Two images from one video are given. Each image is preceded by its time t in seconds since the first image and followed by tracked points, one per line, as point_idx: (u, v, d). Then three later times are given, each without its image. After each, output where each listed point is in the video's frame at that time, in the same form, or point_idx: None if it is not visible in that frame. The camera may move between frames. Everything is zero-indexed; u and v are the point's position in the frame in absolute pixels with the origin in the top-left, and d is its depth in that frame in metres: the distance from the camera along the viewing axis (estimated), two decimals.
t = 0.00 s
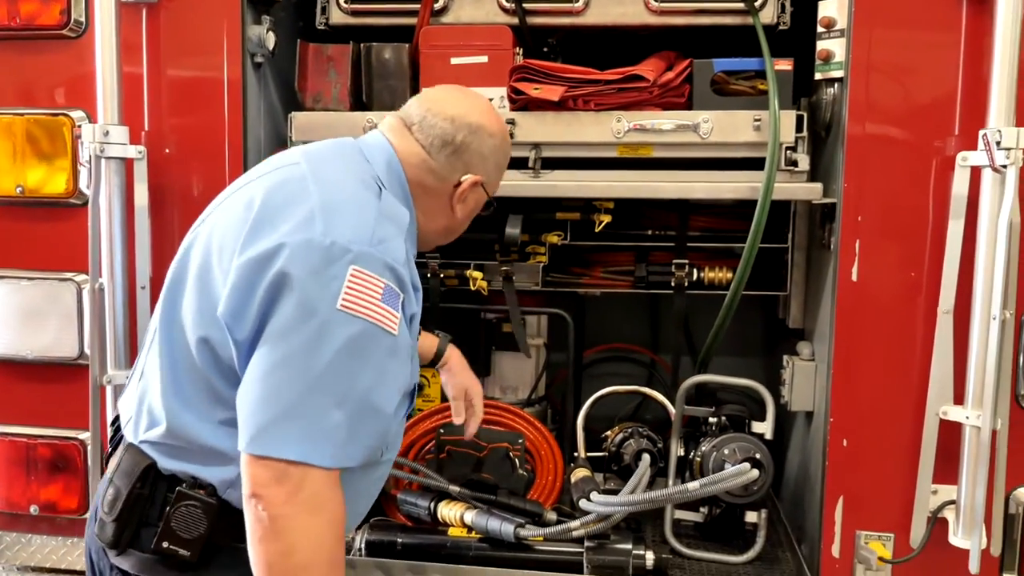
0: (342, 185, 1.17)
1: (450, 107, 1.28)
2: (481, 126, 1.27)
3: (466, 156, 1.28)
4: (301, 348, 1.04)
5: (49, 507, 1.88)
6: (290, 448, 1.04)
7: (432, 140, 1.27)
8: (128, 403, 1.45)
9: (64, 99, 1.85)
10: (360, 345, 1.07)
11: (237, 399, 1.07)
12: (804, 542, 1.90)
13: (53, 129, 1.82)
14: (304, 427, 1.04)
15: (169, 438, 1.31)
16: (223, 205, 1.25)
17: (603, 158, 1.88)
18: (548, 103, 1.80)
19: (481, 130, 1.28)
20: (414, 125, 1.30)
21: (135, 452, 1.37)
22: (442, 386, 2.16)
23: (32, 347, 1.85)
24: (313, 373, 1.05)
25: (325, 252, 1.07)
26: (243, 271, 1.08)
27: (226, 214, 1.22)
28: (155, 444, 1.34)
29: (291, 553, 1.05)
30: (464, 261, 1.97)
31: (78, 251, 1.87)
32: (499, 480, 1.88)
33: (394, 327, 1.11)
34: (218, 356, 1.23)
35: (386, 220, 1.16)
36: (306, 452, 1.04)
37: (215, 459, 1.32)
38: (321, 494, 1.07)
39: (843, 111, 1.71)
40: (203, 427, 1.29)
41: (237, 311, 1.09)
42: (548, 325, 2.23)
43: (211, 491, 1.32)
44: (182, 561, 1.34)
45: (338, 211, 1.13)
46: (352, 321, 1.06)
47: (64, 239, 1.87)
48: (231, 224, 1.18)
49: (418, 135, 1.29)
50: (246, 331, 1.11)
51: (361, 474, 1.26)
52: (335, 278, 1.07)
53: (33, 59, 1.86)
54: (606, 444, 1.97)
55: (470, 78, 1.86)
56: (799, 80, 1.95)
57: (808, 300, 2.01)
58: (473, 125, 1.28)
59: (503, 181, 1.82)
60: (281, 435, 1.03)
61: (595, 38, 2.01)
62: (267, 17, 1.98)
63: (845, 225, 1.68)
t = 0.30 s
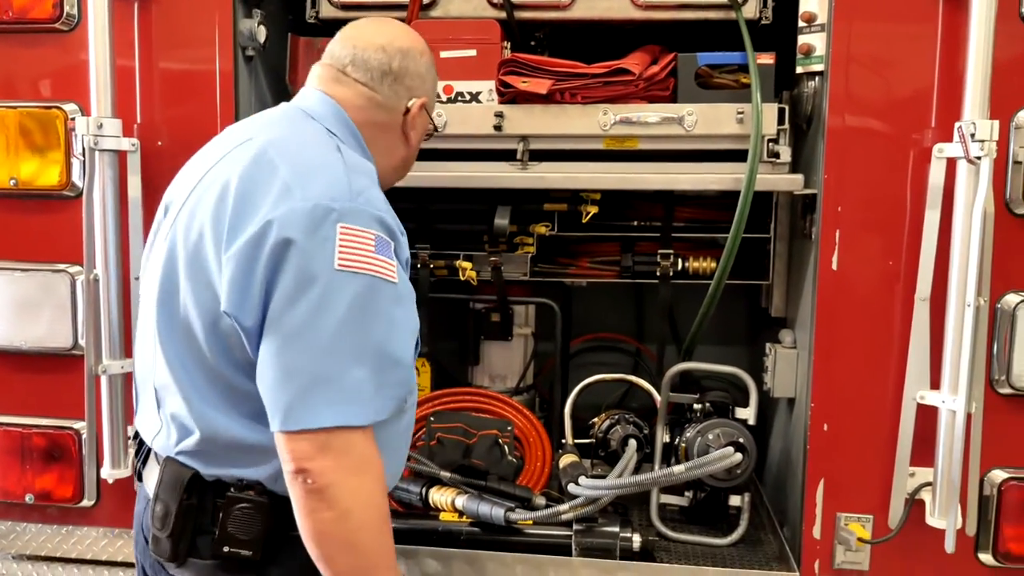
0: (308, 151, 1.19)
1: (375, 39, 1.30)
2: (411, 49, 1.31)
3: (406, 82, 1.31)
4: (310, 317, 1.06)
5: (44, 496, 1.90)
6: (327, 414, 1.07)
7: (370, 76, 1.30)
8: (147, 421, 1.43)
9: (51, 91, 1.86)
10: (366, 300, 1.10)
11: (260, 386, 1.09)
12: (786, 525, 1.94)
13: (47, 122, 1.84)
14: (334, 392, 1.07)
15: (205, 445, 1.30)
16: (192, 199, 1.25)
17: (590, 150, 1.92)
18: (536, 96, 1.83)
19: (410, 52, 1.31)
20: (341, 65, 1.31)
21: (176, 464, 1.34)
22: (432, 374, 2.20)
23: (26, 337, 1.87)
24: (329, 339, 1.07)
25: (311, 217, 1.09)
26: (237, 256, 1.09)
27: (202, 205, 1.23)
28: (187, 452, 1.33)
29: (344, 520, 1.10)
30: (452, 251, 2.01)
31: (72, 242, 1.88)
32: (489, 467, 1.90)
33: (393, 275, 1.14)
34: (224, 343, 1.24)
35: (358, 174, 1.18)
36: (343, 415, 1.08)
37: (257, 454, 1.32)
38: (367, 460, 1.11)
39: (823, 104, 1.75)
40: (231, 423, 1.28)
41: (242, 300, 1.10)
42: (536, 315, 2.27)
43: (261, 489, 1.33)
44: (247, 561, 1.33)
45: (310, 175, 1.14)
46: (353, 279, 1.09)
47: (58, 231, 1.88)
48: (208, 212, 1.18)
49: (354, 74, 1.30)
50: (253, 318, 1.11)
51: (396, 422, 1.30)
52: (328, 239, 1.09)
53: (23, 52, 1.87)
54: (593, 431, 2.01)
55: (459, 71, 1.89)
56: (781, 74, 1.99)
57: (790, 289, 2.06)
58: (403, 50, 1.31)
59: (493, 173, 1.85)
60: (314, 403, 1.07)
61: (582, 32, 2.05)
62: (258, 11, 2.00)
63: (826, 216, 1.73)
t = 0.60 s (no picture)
0: (287, 146, 1.12)
1: None
2: (362, 8, 1.22)
3: (361, 43, 1.22)
4: (323, 327, 1.02)
5: (36, 488, 1.91)
6: (360, 426, 1.03)
7: (324, 42, 1.20)
8: (161, 448, 1.36)
9: (38, 85, 1.87)
10: (377, 298, 1.06)
11: (281, 405, 1.04)
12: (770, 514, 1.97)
13: (36, 117, 1.85)
14: (363, 402, 1.03)
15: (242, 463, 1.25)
16: (166, 214, 1.17)
17: (577, 144, 1.94)
18: (524, 91, 1.86)
19: (360, 9, 1.22)
20: (290, 35, 1.21)
21: (208, 481, 1.28)
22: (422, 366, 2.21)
23: (17, 331, 1.88)
24: (347, 346, 1.03)
25: (309, 219, 1.03)
26: (238, 274, 1.03)
27: (184, 220, 1.15)
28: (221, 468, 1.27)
29: (386, 532, 1.06)
30: (440, 243, 2.03)
31: (63, 236, 1.89)
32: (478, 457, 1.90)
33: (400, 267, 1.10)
34: (227, 359, 1.17)
35: (343, 164, 1.12)
36: (374, 424, 1.04)
37: (296, 470, 1.29)
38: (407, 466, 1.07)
39: (806, 98, 1.78)
40: (254, 442, 1.21)
41: (251, 321, 1.04)
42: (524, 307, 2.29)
43: (301, 496, 1.31)
44: (291, 570, 1.32)
45: (295, 174, 1.08)
46: (361, 278, 1.04)
47: (48, 225, 1.89)
48: (192, 224, 1.11)
49: (305, 43, 1.20)
50: (262, 334, 1.05)
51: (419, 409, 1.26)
52: (328, 239, 1.04)
53: (11, 46, 1.88)
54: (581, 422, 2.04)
55: (446, 66, 1.91)
56: (765, 68, 2.01)
57: (774, 281, 2.08)
58: (353, 9, 1.21)
59: (481, 167, 1.87)
60: (342, 416, 1.02)
61: (568, 26, 2.06)
62: (246, 6, 2.03)
63: (809, 208, 1.75)
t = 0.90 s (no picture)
0: (286, 153, 1.09)
1: None
2: None
3: (360, 34, 1.19)
4: (332, 348, 1.00)
5: (36, 484, 1.91)
6: (374, 449, 1.02)
7: (322, 33, 1.17)
8: (169, 466, 1.34)
9: (34, 80, 1.88)
10: (387, 314, 1.04)
11: (292, 428, 1.03)
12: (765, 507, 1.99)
13: (35, 114, 1.85)
14: (376, 424, 1.02)
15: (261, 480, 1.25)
16: (161, 225, 1.13)
17: (573, 141, 1.95)
18: (519, 88, 1.87)
19: None
20: (287, 27, 1.18)
21: (224, 496, 1.27)
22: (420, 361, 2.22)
23: (16, 327, 1.89)
24: (359, 367, 1.01)
25: (315, 234, 1.01)
26: (243, 293, 1.01)
27: (182, 232, 1.12)
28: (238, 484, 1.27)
29: (401, 561, 1.05)
30: (437, 240, 2.03)
31: (63, 232, 1.90)
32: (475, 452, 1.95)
33: (409, 279, 1.08)
34: (234, 374, 1.15)
35: (346, 170, 1.09)
36: (388, 446, 1.03)
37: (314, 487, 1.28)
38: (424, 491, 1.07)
39: (800, 94, 1.79)
40: (266, 459, 1.19)
41: (259, 343, 1.02)
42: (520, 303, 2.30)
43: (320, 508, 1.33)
44: None
45: (297, 184, 1.05)
46: (369, 293, 1.03)
47: (47, 222, 1.90)
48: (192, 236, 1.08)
49: (303, 33, 1.18)
50: (270, 355, 1.03)
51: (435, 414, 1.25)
52: (335, 253, 1.01)
53: (9, 43, 1.88)
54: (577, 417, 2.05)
55: (443, 63, 1.92)
56: (759, 65, 2.03)
57: (769, 276, 2.10)
58: None
59: (478, 164, 1.88)
60: (355, 439, 1.01)
61: (564, 24, 2.08)
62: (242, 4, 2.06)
63: (803, 204, 1.77)
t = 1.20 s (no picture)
0: (267, 156, 1.05)
1: None
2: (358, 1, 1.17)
3: (357, 37, 1.17)
4: (306, 358, 0.95)
5: (35, 485, 1.92)
6: (349, 466, 0.97)
7: (316, 38, 1.15)
8: (161, 474, 1.33)
9: (33, 79, 1.88)
10: (366, 324, 0.99)
11: (264, 442, 0.98)
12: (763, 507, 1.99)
13: (34, 115, 1.85)
14: (352, 439, 0.97)
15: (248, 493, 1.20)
16: (140, 233, 1.10)
17: (572, 141, 1.95)
18: (518, 88, 1.87)
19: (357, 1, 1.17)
20: (281, 31, 1.16)
21: (211, 510, 1.24)
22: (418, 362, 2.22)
23: (15, 327, 1.89)
24: (335, 379, 0.96)
25: (289, 240, 0.96)
26: (214, 301, 0.97)
27: (160, 239, 1.08)
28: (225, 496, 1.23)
29: None
30: (436, 240, 2.04)
31: (62, 233, 1.90)
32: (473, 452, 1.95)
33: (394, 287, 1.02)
34: (212, 383, 1.10)
35: (330, 174, 1.05)
36: (365, 463, 0.98)
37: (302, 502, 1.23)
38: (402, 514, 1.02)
39: (798, 94, 1.79)
40: (248, 473, 1.15)
41: (231, 353, 0.97)
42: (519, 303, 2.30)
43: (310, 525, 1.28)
44: None
45: (275, 189, 1.01)
46: (347, 302, 0.98)
47: (46, 223, 1.90)
48: (169, 243, 1.04)
49: (297, 38, 1.15)
50: (243, 366, 0.98)
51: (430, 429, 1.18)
52: (311, 260, 0.97)
53: (7, 44, 1.88)
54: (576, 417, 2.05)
55: (441, 64, 1.92)
56: (757, 65, 2.03)
57: (767, 276, 2.10)
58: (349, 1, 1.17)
59: (477, 165, 1.89)
60: (329, 455, 0.96)
61: (563, 24, 2.08)
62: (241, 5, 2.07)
63: (801, 205, 1.77)
